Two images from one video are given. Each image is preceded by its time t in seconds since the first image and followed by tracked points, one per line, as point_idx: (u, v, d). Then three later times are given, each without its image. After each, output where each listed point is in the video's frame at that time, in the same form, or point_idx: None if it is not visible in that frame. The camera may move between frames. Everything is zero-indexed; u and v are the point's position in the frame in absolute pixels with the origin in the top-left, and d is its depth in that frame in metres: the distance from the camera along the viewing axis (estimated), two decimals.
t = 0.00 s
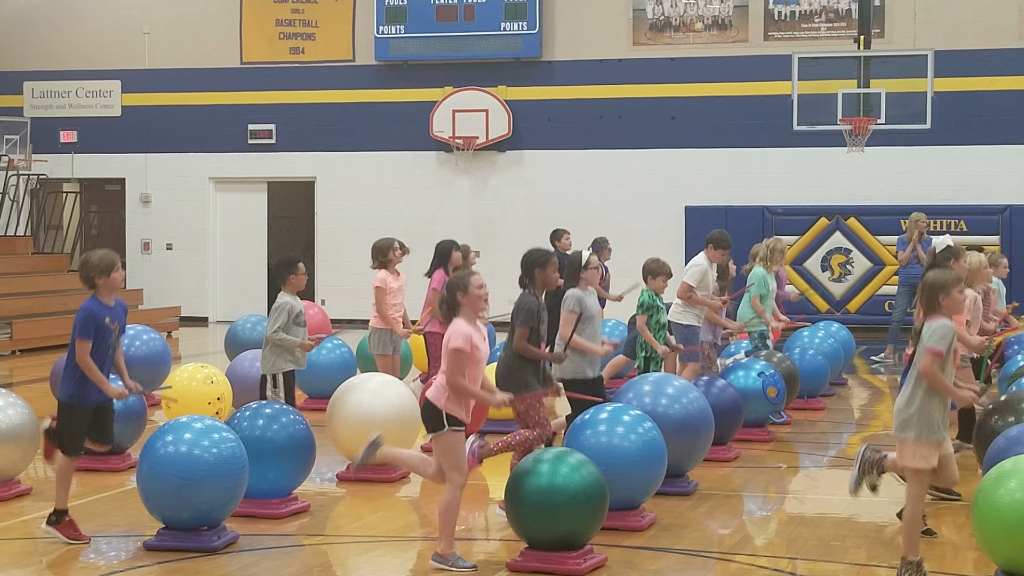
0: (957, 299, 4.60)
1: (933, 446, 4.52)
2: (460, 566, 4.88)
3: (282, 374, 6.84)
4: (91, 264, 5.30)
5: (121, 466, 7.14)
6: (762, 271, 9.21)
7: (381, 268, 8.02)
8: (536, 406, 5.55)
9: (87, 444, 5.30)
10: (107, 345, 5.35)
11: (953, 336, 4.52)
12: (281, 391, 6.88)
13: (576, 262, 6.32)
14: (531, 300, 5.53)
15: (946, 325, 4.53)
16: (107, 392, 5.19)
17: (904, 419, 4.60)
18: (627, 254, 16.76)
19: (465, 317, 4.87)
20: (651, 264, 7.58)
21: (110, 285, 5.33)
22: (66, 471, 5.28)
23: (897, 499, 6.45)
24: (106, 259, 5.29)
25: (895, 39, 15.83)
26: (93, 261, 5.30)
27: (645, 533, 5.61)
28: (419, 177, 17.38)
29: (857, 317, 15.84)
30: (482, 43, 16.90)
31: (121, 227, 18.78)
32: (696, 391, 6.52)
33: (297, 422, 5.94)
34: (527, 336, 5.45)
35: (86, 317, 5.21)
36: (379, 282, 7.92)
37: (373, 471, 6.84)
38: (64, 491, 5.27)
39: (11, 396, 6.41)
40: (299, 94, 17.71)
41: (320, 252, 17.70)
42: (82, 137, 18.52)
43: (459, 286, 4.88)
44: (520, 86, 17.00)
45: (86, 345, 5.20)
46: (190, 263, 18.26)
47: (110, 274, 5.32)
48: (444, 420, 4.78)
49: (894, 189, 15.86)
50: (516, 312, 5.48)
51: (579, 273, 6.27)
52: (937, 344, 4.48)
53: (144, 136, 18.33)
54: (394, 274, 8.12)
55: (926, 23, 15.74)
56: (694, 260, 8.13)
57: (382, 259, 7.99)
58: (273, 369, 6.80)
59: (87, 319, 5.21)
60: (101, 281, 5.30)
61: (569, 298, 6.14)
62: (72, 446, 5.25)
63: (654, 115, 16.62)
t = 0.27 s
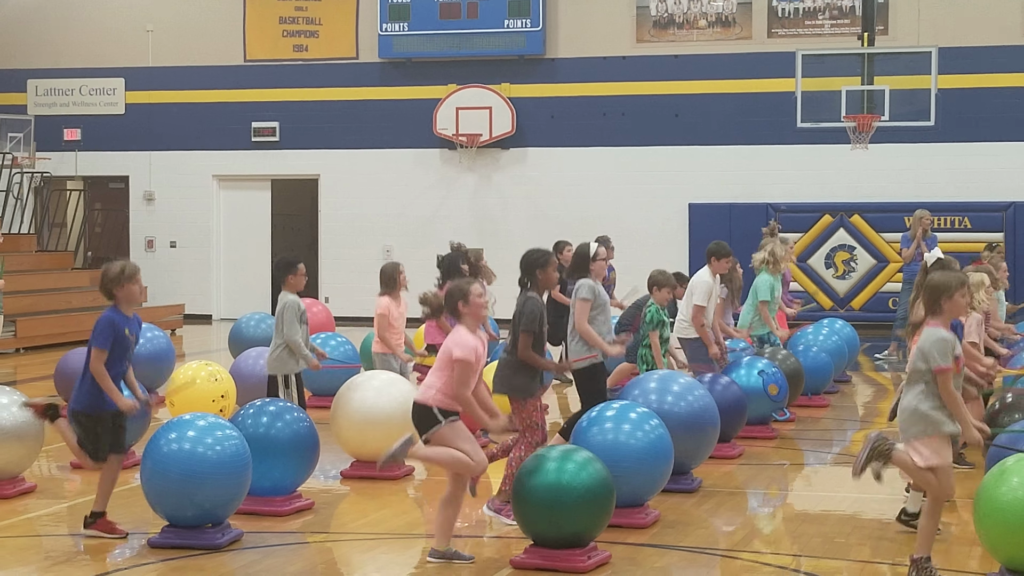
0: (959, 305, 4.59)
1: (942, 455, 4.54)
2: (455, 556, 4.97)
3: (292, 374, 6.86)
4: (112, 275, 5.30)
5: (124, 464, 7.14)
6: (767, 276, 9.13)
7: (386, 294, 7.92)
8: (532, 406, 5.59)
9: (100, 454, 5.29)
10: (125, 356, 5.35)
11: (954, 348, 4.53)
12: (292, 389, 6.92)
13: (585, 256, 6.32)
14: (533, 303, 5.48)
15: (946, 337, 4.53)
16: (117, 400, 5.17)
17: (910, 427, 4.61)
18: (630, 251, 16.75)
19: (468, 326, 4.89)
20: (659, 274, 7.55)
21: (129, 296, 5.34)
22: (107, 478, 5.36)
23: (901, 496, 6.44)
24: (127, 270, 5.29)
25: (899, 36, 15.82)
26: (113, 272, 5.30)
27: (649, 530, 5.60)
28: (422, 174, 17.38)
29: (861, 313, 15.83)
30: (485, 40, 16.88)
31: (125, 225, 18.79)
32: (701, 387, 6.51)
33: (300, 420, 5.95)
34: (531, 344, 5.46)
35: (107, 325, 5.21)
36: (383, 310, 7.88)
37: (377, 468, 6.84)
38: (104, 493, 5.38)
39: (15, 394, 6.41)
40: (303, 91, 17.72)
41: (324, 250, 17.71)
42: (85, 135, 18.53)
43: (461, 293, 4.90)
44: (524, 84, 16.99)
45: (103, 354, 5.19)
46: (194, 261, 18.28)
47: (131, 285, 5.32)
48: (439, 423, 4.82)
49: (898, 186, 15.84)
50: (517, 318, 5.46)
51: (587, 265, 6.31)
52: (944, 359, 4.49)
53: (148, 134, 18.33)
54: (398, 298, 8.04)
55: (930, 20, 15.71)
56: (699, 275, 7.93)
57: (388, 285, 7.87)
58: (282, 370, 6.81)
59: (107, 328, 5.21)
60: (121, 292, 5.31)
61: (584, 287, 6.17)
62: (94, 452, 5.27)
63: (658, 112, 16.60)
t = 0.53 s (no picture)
0: (961, 288, 4.66)
1: (942, 432, 4.63)
2: (459, 552, 4.95)
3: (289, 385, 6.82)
4: (127, 250, 5.36)
5: (128, 462, 7.15)
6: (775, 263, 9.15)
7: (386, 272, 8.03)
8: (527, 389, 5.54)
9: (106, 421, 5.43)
10: (137, 329, 5.44)
11: (954, 323, 4.61)
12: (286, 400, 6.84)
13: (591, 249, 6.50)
14: (542, 283, 5.50)
15: (948, 313, 4.62)
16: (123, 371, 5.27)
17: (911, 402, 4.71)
18: (633, 249, 16.75)
19: (465, 302, 4.86)
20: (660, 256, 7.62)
21: (142, 271, 5.40)
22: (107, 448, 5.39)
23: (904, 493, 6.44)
24: (141, 245, 5.36)
25: (902, 33, 15.81)
26: (127, 247, 5.36)
27: (652, 527, 5.60)
28: (425, 172, 17.38)
29: (864, 311, 15.82)
30: (488, 38, 16.87)
31: (128, 224, 18.81)
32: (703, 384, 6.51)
33: (304, 417, 5.95)
34: (538, 321, 5.45)
35: (119, 298, 5.30)
36: (383, 286, 7.92)
37: (381, 465, 6.84)
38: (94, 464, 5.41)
39: (19, 392, 6.42)
40: (305, 90, 17.72)
41: (327, 248, 17.71)
42: (88, 134, 18.53)
43: (455, 272, 4.87)
44: (526, 82, 16.98)
45: (112, 326, 5.27)
46: (197, 259, 18.30)
47: (143, 261, 5.38)
48: (439, 397, 4.81)
49: (901, 183, 15.82)
50: (528, 295, 5.45)
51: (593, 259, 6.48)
52: (938, 332, 4.58)
53: (151, 132, 18.34)
54: (399, 276, 8.13)
55: (933, 17, 15.69)
56: (707, 262, 8.06)
57: (387, 262, 8.00)
58: (280, 379, 6.78)
59: (118, 301, 5.30)
60: (133, 266, 5.37)
61: (588, 276, 6.24)
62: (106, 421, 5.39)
63: (660, 110, 16.59)
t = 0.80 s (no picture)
0: (958, 327, 4.49)
1: (942, 476, 4.45)
2: (446, 557, 4.93)
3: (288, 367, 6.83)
4: (128, 276, 5.30)
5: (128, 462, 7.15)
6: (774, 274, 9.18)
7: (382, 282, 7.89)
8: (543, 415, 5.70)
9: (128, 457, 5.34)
10: (143, 357, 5.35)
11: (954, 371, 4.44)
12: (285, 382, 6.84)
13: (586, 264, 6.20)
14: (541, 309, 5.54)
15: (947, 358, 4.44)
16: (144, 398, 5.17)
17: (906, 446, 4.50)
18: (632, 249, 16.74)
19: (459, 338, 4.84)
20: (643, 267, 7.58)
21: (145, 298, 5.34)
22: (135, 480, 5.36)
23: (904, 493, 6.44)
24: (144, 272, 5.28)
25: (902, 33, 15.82)
26: (132, 273, 5.29)
27: (652, 527, 5.60)
28: (425, 172, 17.38)
29: (864, 311, 15.82)
30: (488, 37, 16.87)
31: (128, 223, 18.80)
32: (703, 385, 6.52)
33: (303, 417, 5.96)
34: (536, 345, 5.51)
35: (122, 326, 5.22)
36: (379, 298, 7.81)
37: (381, 466, 6.83)
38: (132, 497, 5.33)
39: (19, 392, 6.42)
40: (304, 89, 17.72)
41: (327, 247, 17.71)
42: (88, 133, 18.53)
43: (450, 305, 4.82)
44: (526, 81, 16.98)
45: (119, 357, 5.20)
46: (197, 259, 18.30)
47: (147, 289, 5.33)
48: (428, 433, 4.80)
49: (901, 183, 15.81)
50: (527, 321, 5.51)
51: (590, 273, 6.19)
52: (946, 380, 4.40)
53: (151, 132, 18.34)
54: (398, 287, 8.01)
55: (933, 17, 15.69)
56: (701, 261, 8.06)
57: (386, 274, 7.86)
58: (279, 361, 6.80)
59: (121, 330, 5.22)
60: (138, 294, 5.31)
61: (581, 299, 6.14)
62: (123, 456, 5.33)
63: (660, 109, 16.59)
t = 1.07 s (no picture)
0: (962, 285, 4.69)
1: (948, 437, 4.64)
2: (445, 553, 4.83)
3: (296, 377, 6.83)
4: (124, 254, 5.32)
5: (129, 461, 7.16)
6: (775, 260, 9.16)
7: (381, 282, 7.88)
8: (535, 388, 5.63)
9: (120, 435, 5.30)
10: (140, 334, 5.33)
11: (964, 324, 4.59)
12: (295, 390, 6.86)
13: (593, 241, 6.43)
14: (541, 277, 5.60)
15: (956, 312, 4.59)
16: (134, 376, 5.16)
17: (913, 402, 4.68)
18: (634, 248, 16.74)
19: (460, 300, 4.88)
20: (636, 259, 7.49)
21: (140, 275, 5.35)
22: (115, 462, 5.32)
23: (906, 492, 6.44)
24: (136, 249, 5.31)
25: (903, 32, 15.81)
26: (126, 250, 5.32)
27: (654, 526, 5.60)
28: (426, 171, 17.38)
29: (866, 309, 15.82)
30: (490, 37, 16.87)
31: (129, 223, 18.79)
32: (705, 384, 6.51)
33: (304, 416, 5.95)
34: (535, 315, 5.54)
35: (121, 304, 5.20)
36: (378, 296, 7.80)
37: (383, 465, 6.84)
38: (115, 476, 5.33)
39: (20, 391, 6.42)
40: (306, 88, 17.73)
41: (329, 247, 17.71)
42: (90, 133, 18.54)
43: (450, 269, 4.90)
44: (528, 80, 16.98)
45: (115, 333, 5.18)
46: (198, 258, 18.30)
47: (140, 264, 5.34)
48: (432, 402, 4.76)
49: (903, 182, 15.80)
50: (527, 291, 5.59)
51: (597, 250, 6.40)
52: (950, 333, 4.54)
53: (153, 132, 18.35)
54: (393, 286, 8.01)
55: (935, 16, 15.67)
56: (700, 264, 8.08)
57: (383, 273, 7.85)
58: (286, 372, 6.79)
59: (119, 307, 5.20)
60: (134, 270, 5.32)
61: (595, 269, 6.15)
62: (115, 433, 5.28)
63: (662, 108, 16.58)
